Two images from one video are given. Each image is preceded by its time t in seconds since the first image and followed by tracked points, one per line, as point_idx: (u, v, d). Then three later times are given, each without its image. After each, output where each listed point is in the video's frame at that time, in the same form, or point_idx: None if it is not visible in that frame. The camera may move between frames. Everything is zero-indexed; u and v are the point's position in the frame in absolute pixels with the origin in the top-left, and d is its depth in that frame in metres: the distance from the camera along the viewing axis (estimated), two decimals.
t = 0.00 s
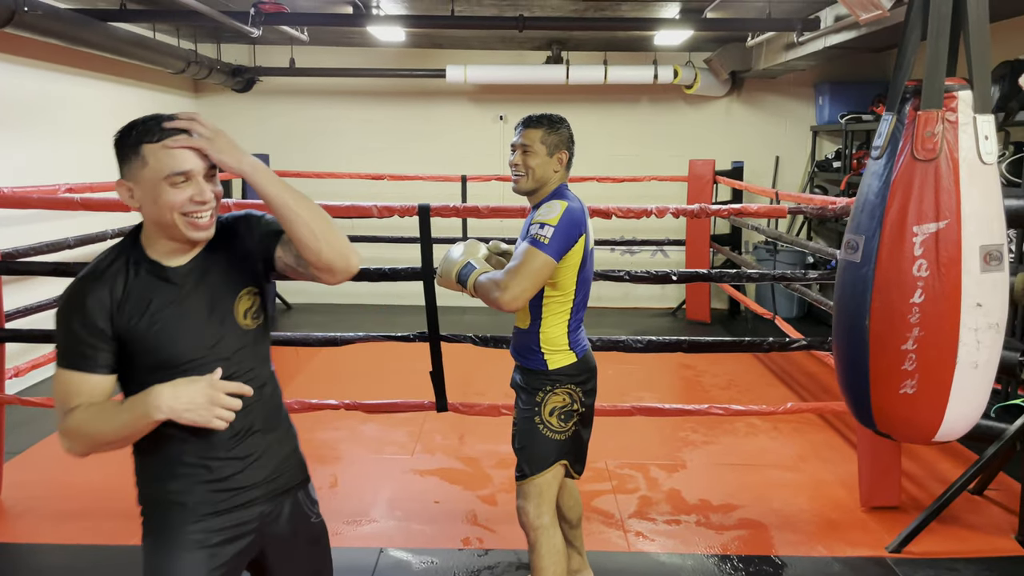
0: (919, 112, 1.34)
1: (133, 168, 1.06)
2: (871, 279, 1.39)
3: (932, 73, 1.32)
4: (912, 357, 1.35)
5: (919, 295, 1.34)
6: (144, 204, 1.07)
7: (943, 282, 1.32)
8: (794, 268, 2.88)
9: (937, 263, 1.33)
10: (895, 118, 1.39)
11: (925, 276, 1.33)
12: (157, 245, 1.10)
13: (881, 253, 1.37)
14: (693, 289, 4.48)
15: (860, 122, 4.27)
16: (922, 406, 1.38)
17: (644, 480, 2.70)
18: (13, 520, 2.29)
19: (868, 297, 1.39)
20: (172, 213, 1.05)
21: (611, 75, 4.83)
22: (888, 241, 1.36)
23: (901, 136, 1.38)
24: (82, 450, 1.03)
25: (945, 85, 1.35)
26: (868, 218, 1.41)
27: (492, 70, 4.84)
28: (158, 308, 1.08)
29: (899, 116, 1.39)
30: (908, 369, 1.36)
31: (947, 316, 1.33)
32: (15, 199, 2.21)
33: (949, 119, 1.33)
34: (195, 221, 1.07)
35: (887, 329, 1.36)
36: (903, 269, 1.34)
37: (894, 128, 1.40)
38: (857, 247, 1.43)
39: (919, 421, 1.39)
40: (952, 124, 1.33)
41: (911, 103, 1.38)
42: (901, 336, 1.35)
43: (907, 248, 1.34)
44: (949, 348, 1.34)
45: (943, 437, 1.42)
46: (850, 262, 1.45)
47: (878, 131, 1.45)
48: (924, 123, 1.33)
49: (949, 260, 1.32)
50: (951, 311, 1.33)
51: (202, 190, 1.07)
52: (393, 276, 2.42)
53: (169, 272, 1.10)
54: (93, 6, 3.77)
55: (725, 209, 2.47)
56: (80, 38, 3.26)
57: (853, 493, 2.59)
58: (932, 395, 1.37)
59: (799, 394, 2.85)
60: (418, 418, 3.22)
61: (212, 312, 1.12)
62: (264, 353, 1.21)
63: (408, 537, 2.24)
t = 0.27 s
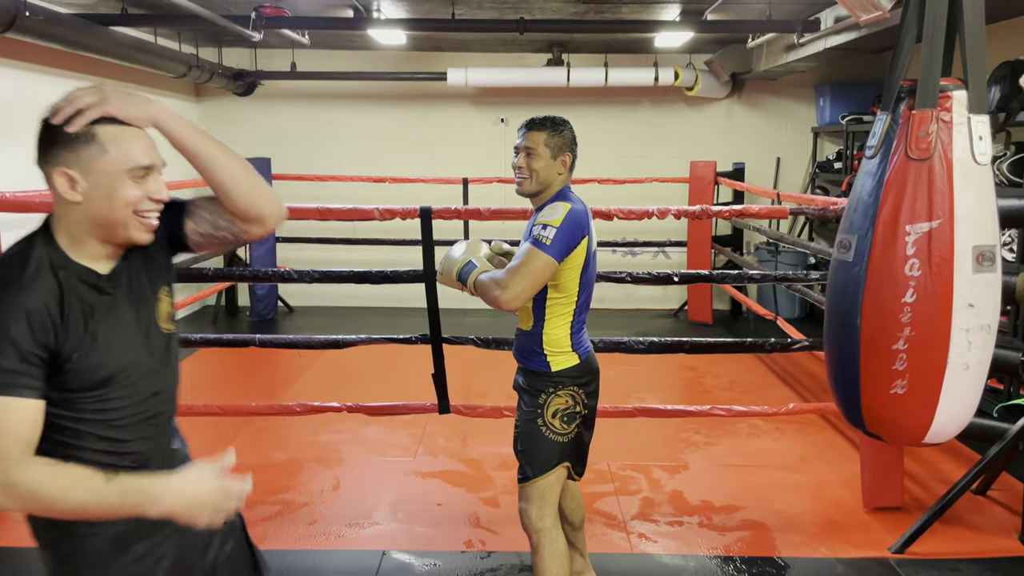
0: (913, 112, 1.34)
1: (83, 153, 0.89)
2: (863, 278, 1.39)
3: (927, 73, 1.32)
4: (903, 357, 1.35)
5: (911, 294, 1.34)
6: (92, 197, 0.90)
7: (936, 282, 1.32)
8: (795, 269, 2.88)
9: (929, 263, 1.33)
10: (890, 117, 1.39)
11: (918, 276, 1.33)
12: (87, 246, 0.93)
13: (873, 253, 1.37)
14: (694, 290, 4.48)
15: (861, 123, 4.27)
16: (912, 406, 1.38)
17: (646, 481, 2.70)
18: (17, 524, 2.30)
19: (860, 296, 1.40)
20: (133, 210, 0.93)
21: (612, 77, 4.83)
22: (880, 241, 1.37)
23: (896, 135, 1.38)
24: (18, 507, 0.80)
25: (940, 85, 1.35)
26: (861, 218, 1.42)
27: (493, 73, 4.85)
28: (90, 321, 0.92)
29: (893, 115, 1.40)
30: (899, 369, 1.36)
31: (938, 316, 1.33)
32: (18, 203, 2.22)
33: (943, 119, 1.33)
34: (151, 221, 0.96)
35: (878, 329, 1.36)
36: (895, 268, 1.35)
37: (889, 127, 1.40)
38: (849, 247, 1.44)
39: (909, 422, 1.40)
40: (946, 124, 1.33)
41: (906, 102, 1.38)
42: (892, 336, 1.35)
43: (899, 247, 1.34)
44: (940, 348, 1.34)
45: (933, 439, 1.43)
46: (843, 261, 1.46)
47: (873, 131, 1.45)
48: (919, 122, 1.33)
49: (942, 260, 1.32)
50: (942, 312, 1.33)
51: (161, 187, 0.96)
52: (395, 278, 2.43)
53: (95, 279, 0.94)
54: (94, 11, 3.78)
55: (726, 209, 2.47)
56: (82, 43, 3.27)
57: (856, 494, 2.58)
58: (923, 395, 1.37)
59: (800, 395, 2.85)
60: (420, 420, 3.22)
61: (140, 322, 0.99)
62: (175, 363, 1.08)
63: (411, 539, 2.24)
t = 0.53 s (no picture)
0: (906, 112, 1.34)
1: None
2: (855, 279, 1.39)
3: (920, 74, 1.33)
4: (895, 360, 1.35)
5: (903, 296, 1.34)
6: None
7: (927, 283, 1.33)
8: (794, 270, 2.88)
9: (921, 264, 1.33)
10: (883, 118, 1.39)
11: (910, 277, 1.34)
12: None
13: (866, 254, 1.37)
14: (694, 291, 4.48)
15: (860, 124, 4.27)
16: (904, 409, 1.38)
17: (645, 482, 2.70)
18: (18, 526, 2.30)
19: (852, 297, 1.40)
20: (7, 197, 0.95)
21: (611, 78, 4.84)
22: (872, 242, 1.37)
23: (888, 135, 1.38)
24: None
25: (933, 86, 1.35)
26: (853, 218, 1.42)
27: (492, 75, 4.85)
28: None
29: (886, 116, 1.40)
30: (890, 372, 1.36)
31: (929, 318, 1.33)
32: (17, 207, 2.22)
33: (936, 120, 1.33)
34: (32, 205, 1.00)
35: (870, 330, 1.36)
36: (887, 269, 1.35)
37: (881, 128, 1.40)
38: (842, 248, 1.44)
39: (900, 425, 1.39)
40: (939, 124, 1.33)
41: (899, 103, 1.38)
42: (884, 337, 1.35)
43: (891, 248, 1.35)
44: (932, 351, 1.34)
45: (925, 442, 1.43)
46: (835, 262, 1.46)
47: (866, 131, 1.45)
48: (911, 123, 1.33)
49: (934, 262, 1.33)
50: (934, 313, 1.33)
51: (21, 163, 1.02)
52: (393, 281, 2.43)
53: None
54: (94, 14, 3.79)
55: (724, 211, 2.47)
56: (81, 46, 3.28)
57: (855, 495, 2.58)
58: (915, 397, 1.37)
59: (800, 396, 2.85)
60: (419, 421, 3.23)
61: None
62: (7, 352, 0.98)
63: (410, 541, 2.25)
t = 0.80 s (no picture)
0: (913, 111, 1.34)
1: None
2: (864, 279, 1.38)
3: (927, 71, 1.32)
4: (905, 361, 1.35)
5: (913, 296, 1.33)
6: None
7: (937, 283, 1.32)
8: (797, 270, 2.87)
9: (931, 264, 1.32)
10: (890, 117, 1.39)
11: (919, 277, 1.33)
12: None
13: (874, 254, 1.37)
14: (697, 291, 4.47)
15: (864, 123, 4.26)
16: (914, 410, 1.38)
17: (648, 483, 2.70)
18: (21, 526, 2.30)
19: (861, 297, 1.39)
20: None
21: (614, 78, 4.83)
22: (880, 241, 1.36)
23: (896, 134, 1.37)
24: None
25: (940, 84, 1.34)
26: (861, 218, 1.41)
27: (495, 74, 4.84)
28: None
29: (893, 114, 1.39)
30: (901, 373, 1.36)
31: (939, 318, 1.32)
32: (19, 207, 2.22)
33: (944, 118, 1.33)
34: None
35: (879, 331, 1.36)
36: (896, 269, 1.34)
37: (888, 127, 1.39)
38: (849, 248, 1.43)
39: (911, 426, 1.39)
40: (947, 123, 1.33)
41: (906, 102, 1.37)
42: (894, 338, 1.34)
43: (900, 248, 1.34)
44: (943, 351, 1.34)
45: (936, 445, 1.42)
46: (843, 263, 1.45)
47: (873, 130, 1.44)
48: (919, 121, 1.33)
49: (943, 261, 1.32)
50: (944, 314, 1.32)
51: None
52: (396, 281, 2.43)
53: None
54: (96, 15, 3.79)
55: (728, 211, 2.46)
56: (83, 46, 3.28)
57: (858, 495, 2.58)
58: (925, 399, 1.37)
59: (803, 396, 2.85)
60: (422, 422, 3.23)
61: None
62: None
63: (412, 541, 2.25)
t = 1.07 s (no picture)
0: (930, 104, 1.33)
1: None
2: (882, 275, 1.37)
3: (944, 64, 1.31)
4: (925, 356, 1.35)
5: (932, 291, 1.32)
6: None
7: (956, 277, 1.31)
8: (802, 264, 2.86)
9: (950, 258, 1.31)
10: (906, 111, 1.38)
11: (939, 271, 1.32)
12: None
13: (892, 249, 1.35)
14: (701, 285, 4.47)
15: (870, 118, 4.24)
16: (935, 406, 1.38)
17: (653, 476, 2.70)
18: (27, 518, 2.31)
19: (879, 292, 1.38)
20: None
21: (619, 71, 4.82)
22: (899, 236, 1.35)
23: (912, 128, 1.37)
24: None
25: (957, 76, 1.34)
26: (878, 213, 1.40)
27: (500, 67, 4.84)
28: None
29: (909, 108, 1.38)
30: (921, 369, 1.35)
31: (959, 313, 1.32)
32: (25, 199, 2.22)
33: (961, 111, 1.32)
34: None
35: (898, 327, 1.35)
36: (916, 264, 1.33)
37: (905, 121, 1.38)
38: (867, 244, 1.42)
39: (931, 421, 1.39)
40: (964, 116, 1.32)
41: (922, 96, 1.37)
42: (914, 334, 1.34)
43: (919, 242, 1.33)
44: (963, 346, 1.33)
45: (955, 439, 1.42)
46: (860, 259, 1.44)
47: (889, 125, 1.43)
48: (936, 115, 1.32)
49: (963, 255, 1.31)
50: (963, 308, 1.32)
51: None
52: (401, 274, 2.43)
53: None
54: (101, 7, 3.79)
55: (733, 204, 2.45)
56: (88, 38, 3.28)
57: (863, 490, 2.57)
58: (946, 394, 1.37)
59: (808, 391, 2.84)
60: (426, 415, 3.23)
61: None
62: None
63: (417, 534, 2.25)
